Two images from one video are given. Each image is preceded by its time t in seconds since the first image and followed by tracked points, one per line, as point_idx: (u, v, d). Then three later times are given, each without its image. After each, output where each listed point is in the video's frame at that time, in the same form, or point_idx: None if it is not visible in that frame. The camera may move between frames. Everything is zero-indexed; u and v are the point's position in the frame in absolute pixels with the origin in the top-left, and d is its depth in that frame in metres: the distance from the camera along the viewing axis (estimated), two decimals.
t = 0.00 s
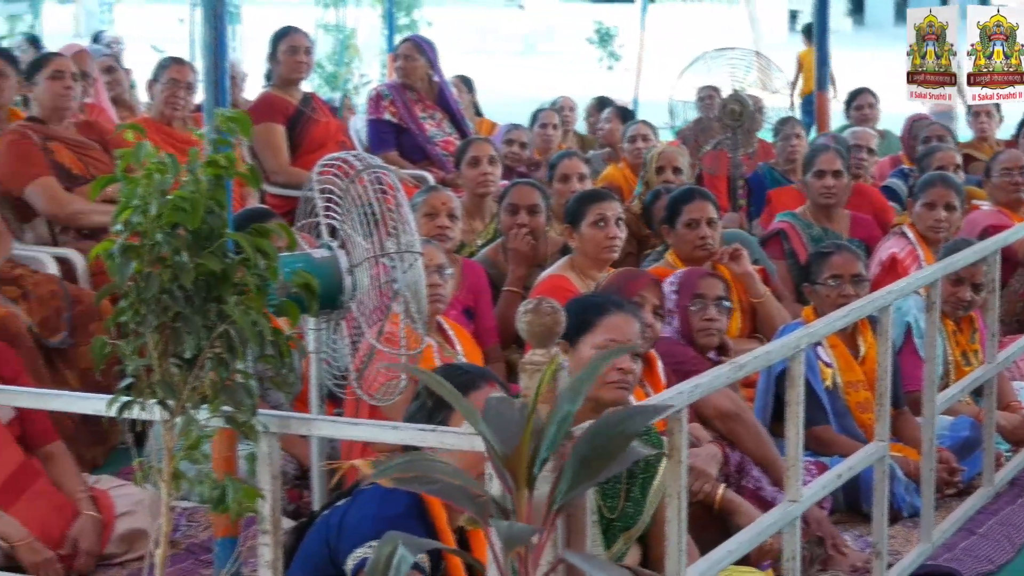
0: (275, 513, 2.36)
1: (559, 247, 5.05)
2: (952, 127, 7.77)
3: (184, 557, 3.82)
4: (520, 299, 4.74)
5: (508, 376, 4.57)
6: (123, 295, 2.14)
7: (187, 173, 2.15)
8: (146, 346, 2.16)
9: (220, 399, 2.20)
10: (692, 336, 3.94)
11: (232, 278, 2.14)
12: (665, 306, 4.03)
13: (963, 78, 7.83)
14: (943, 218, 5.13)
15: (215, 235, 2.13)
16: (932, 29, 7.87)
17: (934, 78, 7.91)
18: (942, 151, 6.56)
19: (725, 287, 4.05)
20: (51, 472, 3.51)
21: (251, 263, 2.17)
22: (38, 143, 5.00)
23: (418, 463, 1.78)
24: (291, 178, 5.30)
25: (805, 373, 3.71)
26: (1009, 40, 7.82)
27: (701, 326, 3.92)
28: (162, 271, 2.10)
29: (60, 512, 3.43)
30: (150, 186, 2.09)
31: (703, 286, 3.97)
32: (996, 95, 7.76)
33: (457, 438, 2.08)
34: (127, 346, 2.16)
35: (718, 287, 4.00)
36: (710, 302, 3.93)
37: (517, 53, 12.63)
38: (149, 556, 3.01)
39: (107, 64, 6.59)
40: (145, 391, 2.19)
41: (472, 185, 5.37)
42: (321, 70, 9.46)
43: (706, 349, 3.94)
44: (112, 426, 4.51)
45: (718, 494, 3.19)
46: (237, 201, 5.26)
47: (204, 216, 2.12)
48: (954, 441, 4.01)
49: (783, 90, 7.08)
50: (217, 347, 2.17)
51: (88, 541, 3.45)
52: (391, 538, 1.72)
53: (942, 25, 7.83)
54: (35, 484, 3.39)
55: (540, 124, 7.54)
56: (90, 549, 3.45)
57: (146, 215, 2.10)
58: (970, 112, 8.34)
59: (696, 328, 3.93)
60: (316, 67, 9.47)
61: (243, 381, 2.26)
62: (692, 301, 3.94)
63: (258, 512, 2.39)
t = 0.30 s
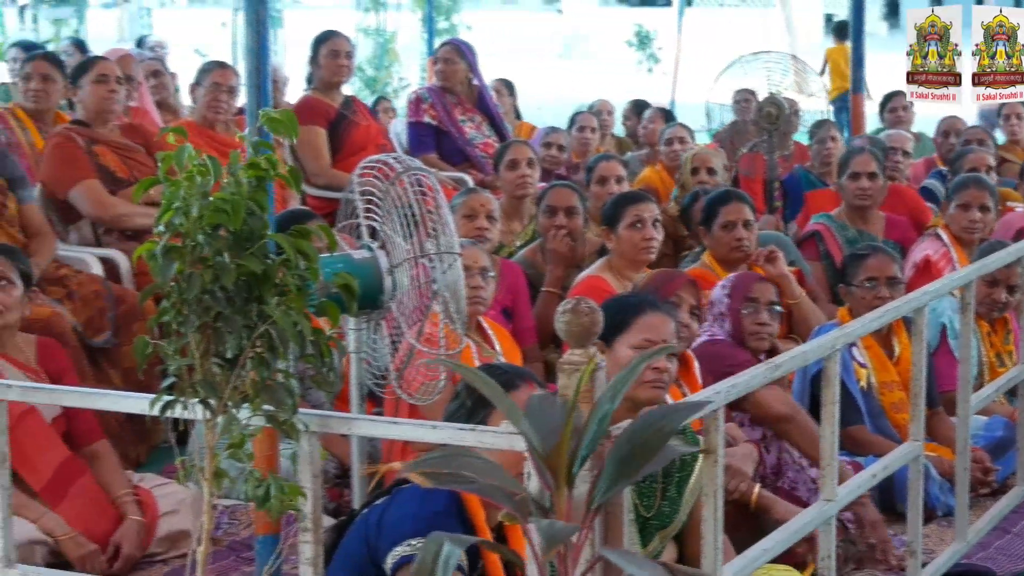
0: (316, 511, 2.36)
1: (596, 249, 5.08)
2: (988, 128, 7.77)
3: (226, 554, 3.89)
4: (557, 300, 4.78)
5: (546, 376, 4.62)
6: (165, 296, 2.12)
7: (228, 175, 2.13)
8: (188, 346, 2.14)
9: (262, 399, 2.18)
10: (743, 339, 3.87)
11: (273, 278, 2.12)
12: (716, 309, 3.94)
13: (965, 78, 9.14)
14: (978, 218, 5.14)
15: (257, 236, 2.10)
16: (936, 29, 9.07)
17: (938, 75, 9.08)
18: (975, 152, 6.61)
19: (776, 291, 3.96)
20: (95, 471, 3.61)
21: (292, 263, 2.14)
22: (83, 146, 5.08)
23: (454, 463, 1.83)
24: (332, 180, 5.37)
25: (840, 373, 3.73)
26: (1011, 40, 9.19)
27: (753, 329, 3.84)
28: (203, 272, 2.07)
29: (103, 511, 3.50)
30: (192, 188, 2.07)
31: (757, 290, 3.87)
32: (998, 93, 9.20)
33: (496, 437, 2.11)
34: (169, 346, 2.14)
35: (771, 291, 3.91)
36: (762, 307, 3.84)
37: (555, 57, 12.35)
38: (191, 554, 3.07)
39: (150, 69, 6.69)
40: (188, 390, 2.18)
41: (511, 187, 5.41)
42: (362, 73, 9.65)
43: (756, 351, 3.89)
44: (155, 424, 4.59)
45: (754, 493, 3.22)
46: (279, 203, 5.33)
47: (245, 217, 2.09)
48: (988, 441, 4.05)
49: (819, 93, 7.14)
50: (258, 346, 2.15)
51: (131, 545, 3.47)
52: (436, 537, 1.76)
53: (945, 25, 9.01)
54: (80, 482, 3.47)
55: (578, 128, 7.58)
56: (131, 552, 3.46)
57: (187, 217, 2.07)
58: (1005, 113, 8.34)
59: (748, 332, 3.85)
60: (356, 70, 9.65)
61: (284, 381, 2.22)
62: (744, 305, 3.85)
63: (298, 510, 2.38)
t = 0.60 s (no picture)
0: (344, 509, 2.41)
1: (622, 249, 5.12)
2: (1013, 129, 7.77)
3: (255, 550, 3.95)
4: (583, 299, 4.82)
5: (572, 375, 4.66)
6: (194, 295, 2.11)
7: (255, 175, 2.10)
8: (217, 344, 2.13)
9: (289, 396, 2.16)
10: (771, 341, 3.93)
11: (301, 277, 2.11)
12: (746, 310, 3.99)
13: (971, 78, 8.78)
14: (1000, 219, 5.14)
15: (284, 236, 2.09)
16: (939, 30, 8.62)
17: (940, 76, 8.74)
18: (998, 154, 6.60)
19: (805, 295, 4.01)
20: (128, 464, 3.66)
21: (319, 262, 2.14)
22: (114, 147, 5.16)
23: (496, 451, 1.87)
24: (360, 180, 5.44)
25: (863, 373, 3.75)
26: (1012, 40, 9.02)
27: (780, 331, 3.90)
28: (231, 271, 2.06)
29: (126, 501, 3.53)
30: (218, 188, 2.05)
31: (787, 293, 3.93)
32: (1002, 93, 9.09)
33: (523, 435, 2.13)
34: (198, 344, 2.14)
35: (801, 295, 3.97)
36: (791, 309, 3.90)
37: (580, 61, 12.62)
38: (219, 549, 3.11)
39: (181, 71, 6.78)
40: (216, 387, 2.16)
41: (537, 188, 5.47)
42: (389, 76, 9.74)
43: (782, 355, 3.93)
44: (185, 422, 4.66)
45: (778, 491, 3.25)
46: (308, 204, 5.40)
47: (271, 217, 2.08)
48: (1011, 440, 4.07)
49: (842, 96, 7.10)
50: (286, 343, 2.14)
51: (149, 537, 3.50)
52: (466, 524, 1.78)
53: (948, 25, 8.58)
54: (104, 472, 3.50)
55: (604, 128, 7.61)
56: (147, 543, 3.50)
57: (215, 216, 2.06)
58: None
59: (776, 334, 3.90)
60: (384, 72, 9.77)
61: (312, 378, 2.21)
62: (773, 307, 3.90)
63: (326, 507, 2.43)
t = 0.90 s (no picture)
0: (372, 504, 2.39)
1: (646, 250, 5.16)
2: None
3: (285, 546, 4.01)
4: (608, 299, 4.86)
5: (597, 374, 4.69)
6: (229, 294, 2.16)
7: (292, 177, 2.17)
8: (251, 343, 2.18)
9: (321, 395, 2.20)
10: (787, 337, 3.96)
11: (334, 278, 2.15)
12: (761, 309, 4.04)
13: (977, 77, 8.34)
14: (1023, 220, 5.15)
15: (319, 237, 2.15)
16: (942, 30, 8.21)
17: (943, 77, 8.33)
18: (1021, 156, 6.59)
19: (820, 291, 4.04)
20: (154, 459, 3.73)
21: (352, 263, 2.18)
22: (145, 149, 5.24)
23: (523, 450, 1.92)
24: (388, 181, 5.50)
25: (885, 372, 3.79)
26: (1013, 39, 8.60)
27: (796, 327, 3.93)
28: (267, 270, 2.11)
29: (153, 494, 3.61)
30: (257, 189, 2.11)
31: (800, 290, 3.96)
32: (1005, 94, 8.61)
33: (549, 433, 2.13)
34: (233, 343, 2.19)
35: (815, 290, 3.99)
36: (806, 305, 3.93)
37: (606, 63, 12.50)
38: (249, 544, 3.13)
39: (210, 73, 6.87)
40: (250, 386, 2.20)
41: (561, 190, 5.52)
42: (416, 78, 9.73)
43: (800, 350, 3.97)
44: (216, 419, 4.73)
45: (801, 488, 3.29)
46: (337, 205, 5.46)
47: (308, 218, 2.14)
48: None
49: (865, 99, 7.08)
50: (319, 343, 2.19)
51: (179, 525, 3.58)
52: (493, 527, 1.84)
53: (952, 25, 8.18)
54: (130, 465, 3.60)
55: (629, 130, 7.64)
56: (179, 533, 3.57)
57: (252, 217, 2.11)
58: None
59: (791, 330, 3.94)
60: (412, 75, 9.77)
61: (343, 377, 2.25)
62: (788, 303, 3.94)
63: (354, 504, 2.42)
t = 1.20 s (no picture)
0: (390, 503, 2.38)
1: (662, 250, 5.19)
2: None
3: (303, 543, 4.06)
4: (624, 299, 4.90)
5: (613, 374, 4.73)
6: (249, 294, 2.18)
7: (312, 179, 2.18)
8: (270, 342, 2.20)
9: (341, 393, 2.22)
10: (794, 335, 3.99)
11: (353, 277, 2.18)
12: (769, 308, 4.09)
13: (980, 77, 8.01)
14: None
15: (336, 238, 2.16)
16: (944, 30, 7.87)
17: (945, 77, 8.03)
18: None
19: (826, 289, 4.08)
20: (171, 456, 3.78)
21: (371, 263, 2.21)
22: (166, 150, 5.30)
23: (530, 455, 1.95)
24: (406, 182, 5.55)
25: (897, 371, 3.85)
26: (1015, 39, 8.24)
27: (803, 326, 3.95)
28: (287, 271, 2.14)
29: (168, 488, 3.65)
30: (277, 190, 2.13)
31: (806, 288, 4.00)
32: (1007, 92, 8.19)
33: (561, 431, 2.18)
34: (252, 342, 2.22)
35: (821, 289, 4.02)
36: (812, 304, 3.96)
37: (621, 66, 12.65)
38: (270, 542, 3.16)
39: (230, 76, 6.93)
40: (268, 384, 2.22)
41: (577, 192, 5.56)
42: (435, 81, 9.83)
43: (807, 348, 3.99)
44: (235, 417, 4.78)
45: (814, 486, 3.32)
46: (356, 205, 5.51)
47: (327, 219, 2.16)
48: None
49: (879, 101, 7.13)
50: (337, 342, 2.21)
51: (189, 522, 3.60)
52: (504, 528, 1.83)
53: (955, 25, 7.79)
54: (149, 462, 3.65)
55: (644, 132, 7.67)
56: (189, 530, 3.59)
57: (272, 218, 2.14)
58: None
59: (798, 329, 3.96)
60: (430, 76, 9.89)
61: (362, 376, 2.26)
62: (794, 303, 3.97)
63: (373, 501, 2.41)
